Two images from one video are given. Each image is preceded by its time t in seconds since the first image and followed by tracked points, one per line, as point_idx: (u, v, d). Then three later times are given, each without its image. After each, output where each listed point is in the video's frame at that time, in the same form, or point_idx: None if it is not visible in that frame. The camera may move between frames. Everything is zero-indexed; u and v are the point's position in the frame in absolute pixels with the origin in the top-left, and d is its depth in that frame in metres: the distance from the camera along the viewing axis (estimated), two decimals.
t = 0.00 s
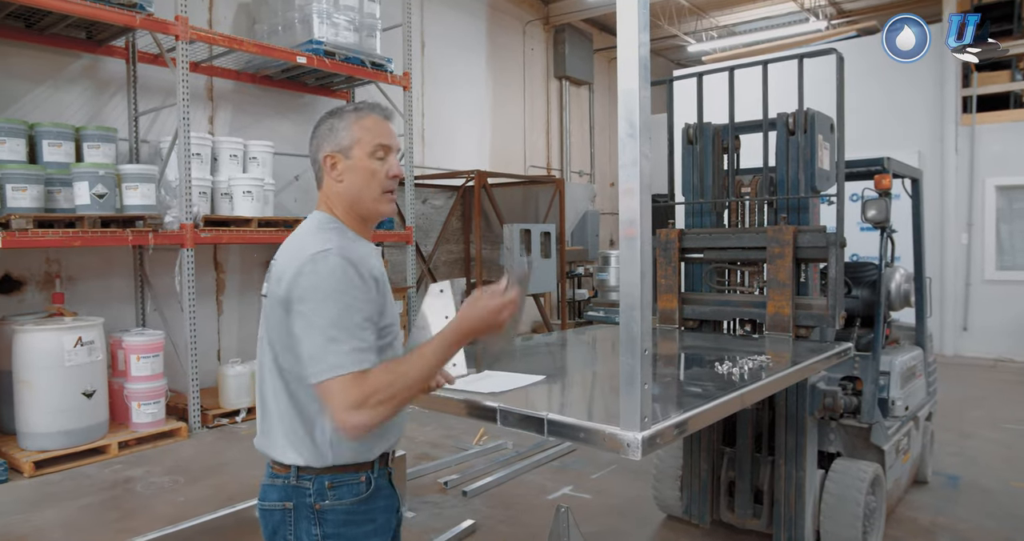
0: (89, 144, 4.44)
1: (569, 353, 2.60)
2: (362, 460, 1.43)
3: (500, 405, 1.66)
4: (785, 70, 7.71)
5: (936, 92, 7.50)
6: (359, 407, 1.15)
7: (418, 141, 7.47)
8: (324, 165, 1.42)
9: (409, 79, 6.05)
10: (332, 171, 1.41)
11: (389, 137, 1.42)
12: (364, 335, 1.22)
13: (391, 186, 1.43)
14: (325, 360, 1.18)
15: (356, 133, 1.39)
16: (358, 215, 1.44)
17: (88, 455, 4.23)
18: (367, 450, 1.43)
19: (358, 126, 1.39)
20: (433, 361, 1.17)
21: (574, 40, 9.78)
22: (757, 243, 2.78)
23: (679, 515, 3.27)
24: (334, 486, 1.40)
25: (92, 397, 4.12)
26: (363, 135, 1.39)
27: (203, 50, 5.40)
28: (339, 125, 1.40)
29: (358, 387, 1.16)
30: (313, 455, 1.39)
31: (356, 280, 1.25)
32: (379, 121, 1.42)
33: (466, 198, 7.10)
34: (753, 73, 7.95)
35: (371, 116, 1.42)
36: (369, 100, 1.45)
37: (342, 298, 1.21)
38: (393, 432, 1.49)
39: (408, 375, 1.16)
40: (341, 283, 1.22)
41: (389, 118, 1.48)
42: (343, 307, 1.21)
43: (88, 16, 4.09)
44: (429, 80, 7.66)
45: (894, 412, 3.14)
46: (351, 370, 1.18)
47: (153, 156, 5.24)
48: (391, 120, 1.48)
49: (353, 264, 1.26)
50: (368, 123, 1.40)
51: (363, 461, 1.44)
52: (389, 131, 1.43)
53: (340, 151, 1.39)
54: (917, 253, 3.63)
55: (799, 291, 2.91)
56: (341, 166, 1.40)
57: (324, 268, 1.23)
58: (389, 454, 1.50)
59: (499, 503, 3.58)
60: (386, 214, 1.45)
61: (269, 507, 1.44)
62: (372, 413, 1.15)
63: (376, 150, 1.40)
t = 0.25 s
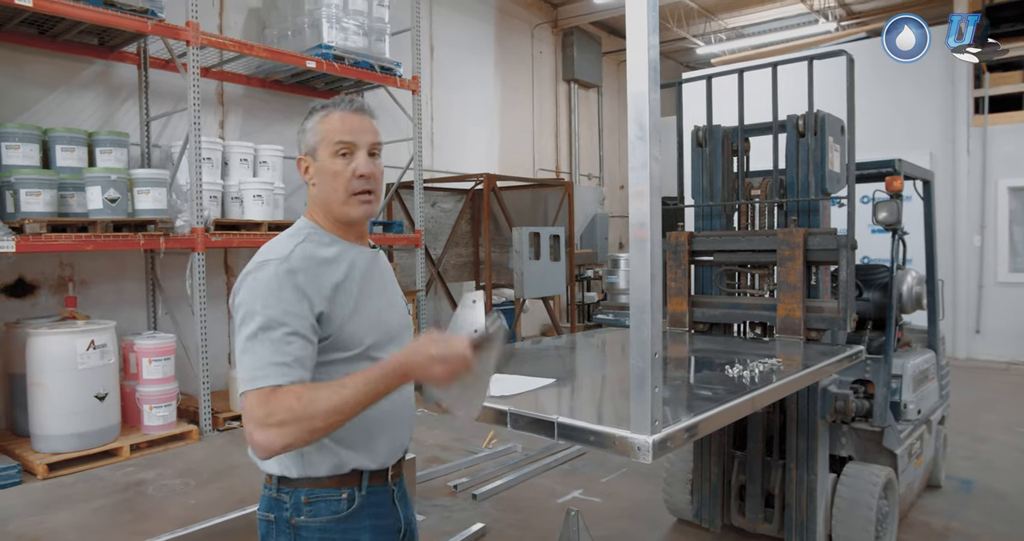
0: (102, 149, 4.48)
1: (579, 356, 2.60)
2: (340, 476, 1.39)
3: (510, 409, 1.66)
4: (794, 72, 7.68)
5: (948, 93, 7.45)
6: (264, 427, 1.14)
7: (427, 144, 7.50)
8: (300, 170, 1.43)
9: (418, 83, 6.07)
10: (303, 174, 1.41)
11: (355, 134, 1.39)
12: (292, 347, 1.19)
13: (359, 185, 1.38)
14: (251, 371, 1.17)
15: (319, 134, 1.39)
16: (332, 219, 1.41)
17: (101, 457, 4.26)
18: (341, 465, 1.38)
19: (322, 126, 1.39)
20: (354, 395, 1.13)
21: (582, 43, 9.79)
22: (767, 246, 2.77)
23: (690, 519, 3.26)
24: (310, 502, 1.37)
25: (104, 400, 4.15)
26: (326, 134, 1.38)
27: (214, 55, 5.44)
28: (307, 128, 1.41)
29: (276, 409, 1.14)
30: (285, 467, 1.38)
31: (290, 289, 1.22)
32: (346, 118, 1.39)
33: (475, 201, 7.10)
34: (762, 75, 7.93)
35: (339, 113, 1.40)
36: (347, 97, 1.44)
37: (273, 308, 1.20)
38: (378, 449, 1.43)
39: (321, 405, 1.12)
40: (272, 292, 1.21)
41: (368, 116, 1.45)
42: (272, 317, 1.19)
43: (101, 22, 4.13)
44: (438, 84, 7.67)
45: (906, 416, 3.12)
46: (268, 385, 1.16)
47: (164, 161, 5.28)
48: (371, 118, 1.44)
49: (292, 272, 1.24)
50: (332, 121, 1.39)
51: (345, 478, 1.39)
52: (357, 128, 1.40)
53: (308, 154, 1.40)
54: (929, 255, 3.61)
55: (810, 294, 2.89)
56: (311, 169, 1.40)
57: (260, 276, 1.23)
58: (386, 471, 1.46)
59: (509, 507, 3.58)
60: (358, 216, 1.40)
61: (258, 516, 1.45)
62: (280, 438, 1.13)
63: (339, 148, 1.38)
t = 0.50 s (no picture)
0: (104, 152, 4.49)
1: (579, 362, 2.60)
2: (311, 497, 1.37)
3: (508, 414, 1.66)
4: (795, 80, 7.69)
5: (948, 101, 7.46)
6: (232, 436, 1.12)
7: (429, 149, 7.51)
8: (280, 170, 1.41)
9: (420, 88, 6.08)
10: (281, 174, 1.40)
11: (328, 132, 1.34)
12: (257, 348, 1.17)
13: (332, 184, 1.33)
14: (218, 377, 1.17)
15: (292, 132, 1.36)
16: (310, 221, 1.38)
17: (99, 460, 4.25)
18: (312, 486, 1.36)
19: (296, 123, 1.36)
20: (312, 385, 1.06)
21: (584, 50, 9.81)
22: (767, 253, 2.77)
23: (689, 526, 3.26)
24: (278, 522, 1.36)
25: (103, 403, 4.15)
26: (299, 131, 1.35)
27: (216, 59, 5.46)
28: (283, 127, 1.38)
29: (242, 412, 1.11)
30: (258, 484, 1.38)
31: (253, 289, 1.22)
32: (319, 114, 1.35)
33: (476, 206, 7.10)
34: (764, 82, 7.94)
35: (312, 110, 1.36)
36: (326, 91, 1.40)
37: (235, 310, 1.20)
38: (354, 471, 1.40)
39: (280, 400, 1.08)
40: (234, 295, 1.21)
41: (349, 110, 1.40)
42: (235, 319, 1.19)
43: (104, 26, 4.14)
44: (439, 89, 7.69)
45: (906, 425, 3.12)
46: (236, 390, 1.14)
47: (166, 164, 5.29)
48: (350, 114, 1.39)
49: (255, 275, 1.24)
50: (304, 117, 1.35)
51: (319, 500, 1.38)
52: (331, 125, 1.35)
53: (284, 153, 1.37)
54: (929, 264, 3.61)
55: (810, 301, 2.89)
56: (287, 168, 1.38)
57: (223, 282, 1.23)
58: (365, 494, 1.44)
59: (507, 512, 3.57)
60: (333, 217, 1.35)
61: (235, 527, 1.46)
62: (249, 445, 1.10)
63: (311, 146, 1.34)
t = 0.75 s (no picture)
0: (104, 153, 4.49)
1: (578, 365, 2.59)
2: (290, 520, 1.37)
3: (507, 417, 1.66)
4: (795, 83, 7.71)
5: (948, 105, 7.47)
6: (209, 459, 1.10)
7: (429, 152, 7.52)
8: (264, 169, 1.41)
9: (420, 90, 6.08)
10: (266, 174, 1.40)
11: (314, 132, 1.34)
12: (238, 365, 1.15)
13: (317, 188, 1.33)
14: (198, 395, 1.13)
15: (277, 130, 1.36)
16: (295, 224, 1.39)
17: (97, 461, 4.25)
18: (291, 508, 1.36)
19: (280, 121, 1.35)
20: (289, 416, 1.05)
21: (584, 53, 9.82)
22: (766, 256, 2.77)
23: (688, 529, 3.26)
24: None
25: (102, 404, 4.14)
26: (284, 131, 1.34)
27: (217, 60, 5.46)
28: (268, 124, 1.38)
29: (219, 437, 1.09)
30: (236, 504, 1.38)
31: (233, 301, 1.19)
32: (304, 114, 1.34)
33: (475, 209, 7.10)
34: (763, 86, 7.95)
35: (299, 108, 1.35)
36: (314, 87, 1.38)
37: (214, 324, 1.16)
38: (335, 490, 1.40)
39: (258, 429, 1.07)
40: (213, 306, 1.18)
41: (338, 108, 1.39)
42: (215, 333, 1.16)
43: (104, 27, 4.14)
44: (439, 91, 7.70)
45: (905, 428, 3.12)
46: (215, 410, 1.12)
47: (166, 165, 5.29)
48: (339, 112, 1.38)
49: (233, 285, 1.21)
50: (290, 116, 1.35)
51: (300, 522, 1.38)
52: (317, 125, 1.34)
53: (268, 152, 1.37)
54: (929, 267, 3.61)
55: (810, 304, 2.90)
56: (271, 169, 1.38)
57: (200, 292, 1.20)
58: (350, 515, 1.44)
59: (506, 515, 3.56)
60: (318, 222, 1.35)
61: None
62: (228, 471, 1.09)
63: (297, 148, 1.34)
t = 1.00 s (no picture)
0: (108, 156, 4.50)
1: (582, 365, 2.59)
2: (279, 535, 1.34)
3: (510, 418, 1.65)
4: (798, 82, 7.69)
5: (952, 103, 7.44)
6: (191, 478, 1.06)
7: (432, 153, 7.52)
8: (255, 164, 1.39)
9: (423, 92, 6.08)
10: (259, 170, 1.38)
11: (313, 128, 1.33)
12: (223, 375, 1.13)
13: (315, 184, 1.32)
14: (181, 406, 1.11)
15: (272, 124, 1.34)
16: (289, 222, 1.37)
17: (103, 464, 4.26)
18: (280, 525, 1.33)
19: (276, 114, 1.34)
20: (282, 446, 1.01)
21: (588, 53, 9.81)
22: (770, 256, 2.76)
23: (693, 530, 3.26)
24: None
25: (107, 407, 4.15)
26: (281, 125, 1.33)
27: (220, 63, 5.47)
28: (261, 118, 1.36)
29: (202, 460, 1.05)
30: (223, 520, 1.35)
31: (218, 306, 1.17)
32: (303, 108, 1.33)
33: (479, 210, 7.10)
34: (767, 84, 7.93)
35: (296, 102, 1.34)
36: (311, 83, 1.38)
37: (199, 330, 1.14)
38: (326, 500, 1.38)
39: (244, 457, 1.02)
40: (199, 313, 1.15)
41: (334, 103, 1.39)
42: (199, 341, 1.14)
43: (108, 30, 4.15)
44: (442, 92, 7.70)
45: (911, 428, 3.09)
46: (197, 426, 1.09)
47: (169, 168, 5.30)
48: (336, 107, 1.37)
49: (220, 289, 1.19)
50: (287, 110, 1.33)
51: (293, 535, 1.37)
52: (316, 120, 1.33)
53: (262, 148, 1.35)
54: (934, 265, 3.59)
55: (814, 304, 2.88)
56: (265, 164, 1.36)
57: (185, 297, 1.17)
58: (344, 526, 1.43)
59: (511, 516, 3.55)
60: (315, 220, 1.34)
61: None
62: (210, 496, 1.04)
63: (293, 143, 1.33)
